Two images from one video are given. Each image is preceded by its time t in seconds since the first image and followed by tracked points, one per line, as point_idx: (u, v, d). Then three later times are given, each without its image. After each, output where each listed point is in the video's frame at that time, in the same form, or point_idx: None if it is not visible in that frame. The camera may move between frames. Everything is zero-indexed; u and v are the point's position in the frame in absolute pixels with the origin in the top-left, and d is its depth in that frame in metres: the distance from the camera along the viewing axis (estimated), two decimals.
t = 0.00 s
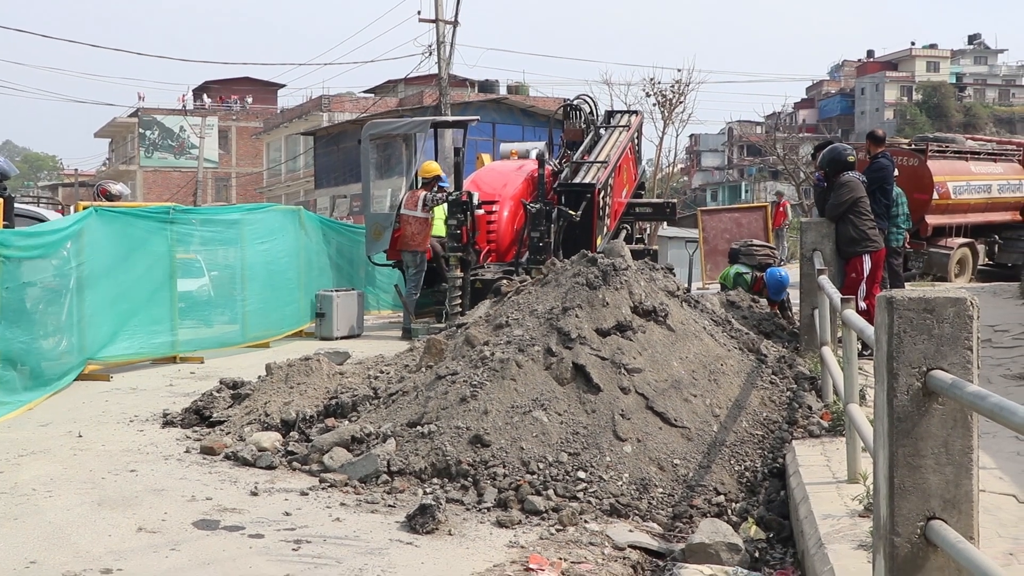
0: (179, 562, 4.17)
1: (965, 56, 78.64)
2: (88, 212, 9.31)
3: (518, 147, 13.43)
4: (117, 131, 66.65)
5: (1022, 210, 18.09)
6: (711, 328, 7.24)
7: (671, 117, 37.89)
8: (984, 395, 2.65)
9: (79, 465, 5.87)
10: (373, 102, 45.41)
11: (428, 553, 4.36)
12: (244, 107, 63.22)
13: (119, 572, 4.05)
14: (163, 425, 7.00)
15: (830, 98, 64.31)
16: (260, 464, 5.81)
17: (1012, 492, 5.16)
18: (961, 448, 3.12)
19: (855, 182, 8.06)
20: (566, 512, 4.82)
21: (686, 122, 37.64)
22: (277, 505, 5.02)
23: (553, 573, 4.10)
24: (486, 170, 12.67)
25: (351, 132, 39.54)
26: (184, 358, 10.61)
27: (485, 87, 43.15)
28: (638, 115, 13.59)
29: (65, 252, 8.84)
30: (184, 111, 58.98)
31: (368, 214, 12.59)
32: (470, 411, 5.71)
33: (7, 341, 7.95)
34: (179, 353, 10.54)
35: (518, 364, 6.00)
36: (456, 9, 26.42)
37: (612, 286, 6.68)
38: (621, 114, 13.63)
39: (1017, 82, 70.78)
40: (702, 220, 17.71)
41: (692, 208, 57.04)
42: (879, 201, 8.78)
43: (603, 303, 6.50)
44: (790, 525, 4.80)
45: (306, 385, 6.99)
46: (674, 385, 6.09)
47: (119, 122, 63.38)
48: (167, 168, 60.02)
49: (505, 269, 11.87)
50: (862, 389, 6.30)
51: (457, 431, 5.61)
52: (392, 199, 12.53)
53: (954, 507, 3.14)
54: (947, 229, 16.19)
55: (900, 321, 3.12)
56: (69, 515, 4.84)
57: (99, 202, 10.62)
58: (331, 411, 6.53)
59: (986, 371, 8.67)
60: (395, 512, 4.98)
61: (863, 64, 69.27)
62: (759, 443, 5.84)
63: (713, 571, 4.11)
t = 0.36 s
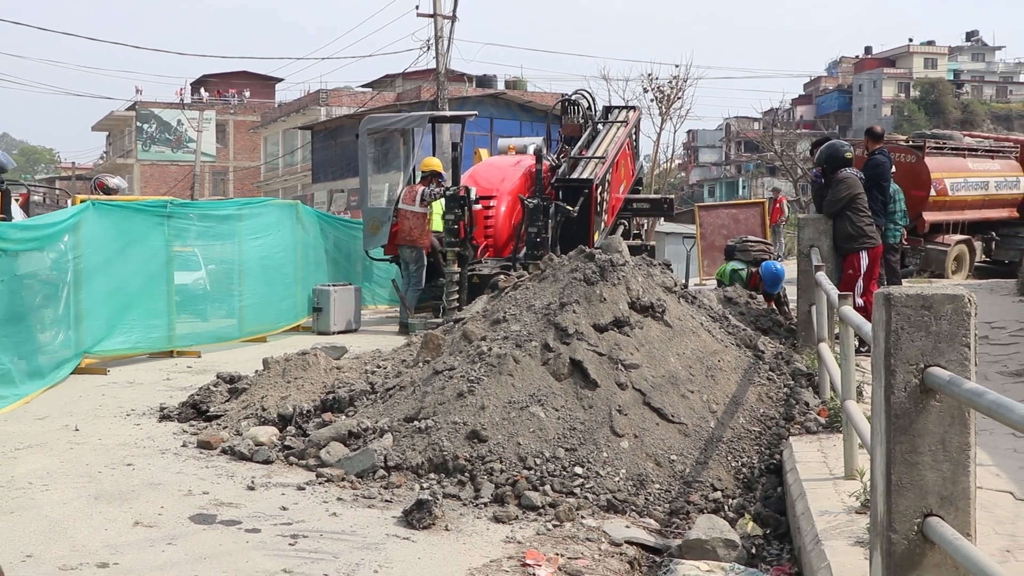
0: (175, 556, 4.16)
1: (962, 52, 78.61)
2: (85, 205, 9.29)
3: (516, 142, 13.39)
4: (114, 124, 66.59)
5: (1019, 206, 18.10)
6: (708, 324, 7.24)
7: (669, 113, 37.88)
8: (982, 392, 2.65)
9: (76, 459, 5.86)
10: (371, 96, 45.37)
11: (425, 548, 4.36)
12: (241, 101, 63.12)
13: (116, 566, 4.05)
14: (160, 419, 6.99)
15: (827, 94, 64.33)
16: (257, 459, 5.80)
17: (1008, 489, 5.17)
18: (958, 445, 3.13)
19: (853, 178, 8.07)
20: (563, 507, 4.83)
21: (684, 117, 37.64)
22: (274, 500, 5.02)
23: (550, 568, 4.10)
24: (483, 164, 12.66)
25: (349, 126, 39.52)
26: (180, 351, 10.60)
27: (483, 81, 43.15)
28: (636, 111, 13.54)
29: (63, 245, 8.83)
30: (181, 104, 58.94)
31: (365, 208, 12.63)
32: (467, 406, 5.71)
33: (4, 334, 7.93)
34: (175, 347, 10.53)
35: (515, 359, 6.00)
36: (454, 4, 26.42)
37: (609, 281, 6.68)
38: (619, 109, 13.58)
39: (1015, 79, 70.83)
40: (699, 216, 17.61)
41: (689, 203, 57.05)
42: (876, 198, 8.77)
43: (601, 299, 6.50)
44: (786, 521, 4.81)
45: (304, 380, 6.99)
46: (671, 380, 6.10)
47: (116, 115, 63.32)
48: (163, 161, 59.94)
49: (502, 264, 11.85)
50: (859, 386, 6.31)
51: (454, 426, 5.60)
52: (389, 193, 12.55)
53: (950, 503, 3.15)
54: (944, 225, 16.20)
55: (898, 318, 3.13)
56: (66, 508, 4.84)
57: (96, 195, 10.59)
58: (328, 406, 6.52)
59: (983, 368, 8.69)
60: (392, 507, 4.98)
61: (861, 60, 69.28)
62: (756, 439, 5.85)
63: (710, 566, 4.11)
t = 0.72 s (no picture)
0: (174, 556, 4.16)
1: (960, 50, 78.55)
2: (84, 205, 9.31)
3: (514, 141, 13.37)
4: (112, 124, 66.56)
5: (1018, 204, 18.11)
6: (707, 322, 7.24)
7: (667, 111, 37.89)
8: (981, 391, 2.65)
9: (75, 459, 5.86)
10: (369, 95, 45.37)
11: (424, 547, 4.36)
12: (240, 100, 63.11)
13: (115, 565, 4.04)
14: (159, 418, 6.98)
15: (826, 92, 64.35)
16: (256, 458, 5.80)
17: (1008, 487, 5.17)
18: (958, 443, 3.13)
19: (851, 176, 8.07)
20: (562, 506, 4.83)
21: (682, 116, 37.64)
22: (273, 499, 5.01)
23: (549, 567, 4.10)
24: (481, 164, 12.65)
25: (347, 125, 39.52)
26: (180, 351, 10.60)
27: (481, 80, 43.15)
28: (634, 109, 13.54)
29: (62, 245, 8.84)
30: (180, 104, 58.93)
31: (363, 208, 12.61)
32: (466, 405, 5.71)
33: (3, 334, 7.94)
34: (174, 347, 10.51)
35: (514, 358, 5.99)
36: (451, 3, 26.43)
37: (608, 280, 6.68)
38: (617, 107, 13.58)
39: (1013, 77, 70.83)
40: (697, 214, 17.74)
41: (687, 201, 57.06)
42: (874, 196, 8.77)
43: (600, 297, 6.50)
44: (785, 519, 4.81)
45: (303, 379, 6.99)
46: (670, 379, 6.10)
47: (114, 114, 63.30)
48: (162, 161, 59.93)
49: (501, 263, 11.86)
50: (858, 383, 6.31)
51: (453, 425, 5.60)
52: (387, 193, 12.60)
53: (950, 501, 3.15)
54: (943, 223, 16.20)
55: (897, 317, 3.13)
56: (65, 508, 4.83)
57: (95, 195, 10.59)
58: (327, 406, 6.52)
59: (982, 366, 8.69)
60: (391, 506, 4.98)
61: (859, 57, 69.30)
62: (755, 437, 5.84)
63: (709, 565, 4.12)
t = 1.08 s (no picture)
0: (176, 554, 4.16)
1: (962, 45, 78.51)
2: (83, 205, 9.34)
3: (514, 139, 13.36)
4: (112, 124, 66.56)
5: (1018, 200, 18.10)
6: (708, 319, 7.24)
7: (667, 108, 37.90)
8: (983, 386, 2.65)
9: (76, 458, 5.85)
10: (368, 94, 45.39)
11: (426, 545, 4.35)
12: (240, 99, 63.15)
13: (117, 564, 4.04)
14: (160, 417, 6.98)
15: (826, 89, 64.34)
16: (258, 456, 5.80)
17: (1010, 482, 5.17)
18: (959, 438, 3.13)
19: (852, 172, 8.07)
20: (564, 503, 4.82)
21: (682, 113, 37.64)
22: (274, 498, 5.01)
23: (550, 564, 4.09)
24: (482, 160, 12.56)
25: (347, 123, 39.54)
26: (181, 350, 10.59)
27: (481, 79, 43.18)
28: (634, 107, 13.55)
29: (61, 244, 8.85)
30: (179, 103, 58.99)
31: (363, 206, 12.66)
32: (468, 403, 5.70)
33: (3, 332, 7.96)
34: (176, 346, 10.49)
35: (515, 355, 5.99)
36: None
37: (609, 277, 6.67)
38: (617, 105, 13.59)
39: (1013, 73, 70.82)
40: (697, 212, 17.76)
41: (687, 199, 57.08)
42: (874, 191, 8.77)
43: (600, 294, 6.50)
44: (787, 515, 4.80)
45: (304, 377, 6.99)
46: (671, 376, 6.10)
47: (114, 115, 63.34)
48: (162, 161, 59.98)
49: (502, 261, 11.85)
50: (859, 379, 6.31)
51: (454, 423, 5.59)
52: (387, 191, 12.63)
53: (952, 497, 3.15)
54: (943, 219, 16.21)
55: (898, 312, 3.13)
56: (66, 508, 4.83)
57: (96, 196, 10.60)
58: (328, 404, 6.52)
59: (983, 362, 8.69)
60: (393, 504, 4.98)
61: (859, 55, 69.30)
62: (756, 434, 5.84)
63: (711, 561, 4.11)
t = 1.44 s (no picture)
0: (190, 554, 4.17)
1: (974, 40, 78.15)
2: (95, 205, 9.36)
3: (525, 138, 13.38)
4: (123, 125, 66.80)
5: None
6: (720, 317, 7.22)
7: (678, 106, 37.87)
8: (998, 382, 2.64)
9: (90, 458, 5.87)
10: (379, 93, 45.48)
11: (439, 544, 4.35)
12: (250, 100, 63.33)
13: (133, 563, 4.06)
14: (174, 417, 7.00)
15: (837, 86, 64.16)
16: (271, 456, 5.81)
17: None
18: (975, 435, 3.12)
19: (864, 168, 8.06)
20: (577, 502, 4.82)
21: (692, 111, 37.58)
22: (287, 497, 5.01)
23: (564, 563, 4.08)
24: (493, 159, 12.52)
25: (358, 123, 39.61)
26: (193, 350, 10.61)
27: (491, 78, 43.25)
28: (645, 104, 13.54)
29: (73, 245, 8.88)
30: (191, 104, 59.21)
31: (374, 206, 12.82)
32: (480, 401, 5.70)
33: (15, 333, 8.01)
34: (188, 346, 10.53)
35: (528, 354, 5.98)
36: None
37: (621, 276, 6.67)
38: (627, 103, 13.59)
39: None
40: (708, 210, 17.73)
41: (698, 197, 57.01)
42: (886, 188, 8.75)
43: (612, 293, 6.49)
44: (801, 513, 4.79)
45: (317, 376, 7.00)
46: (684, 374, 6.09)
47: (125, 116, 63.63)
48: (173, 162, 60.28)
49: (513, 259, 11.84)
50: (873, 376, 6.29)
51: (467, 422, 5.59)
52: (398, 190, 12.79)
53: (968, 495, 3.14)
54: (956, 216, 16.15)
55: (912, 309, 3.12)
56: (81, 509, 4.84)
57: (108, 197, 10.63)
58: (341, 403, 6.52)
59: (998, 358, 8.65)
60: (406, 503, 4.99)
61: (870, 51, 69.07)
62: (770, 432, 5.82)
63: (725, 559, 4.10)
